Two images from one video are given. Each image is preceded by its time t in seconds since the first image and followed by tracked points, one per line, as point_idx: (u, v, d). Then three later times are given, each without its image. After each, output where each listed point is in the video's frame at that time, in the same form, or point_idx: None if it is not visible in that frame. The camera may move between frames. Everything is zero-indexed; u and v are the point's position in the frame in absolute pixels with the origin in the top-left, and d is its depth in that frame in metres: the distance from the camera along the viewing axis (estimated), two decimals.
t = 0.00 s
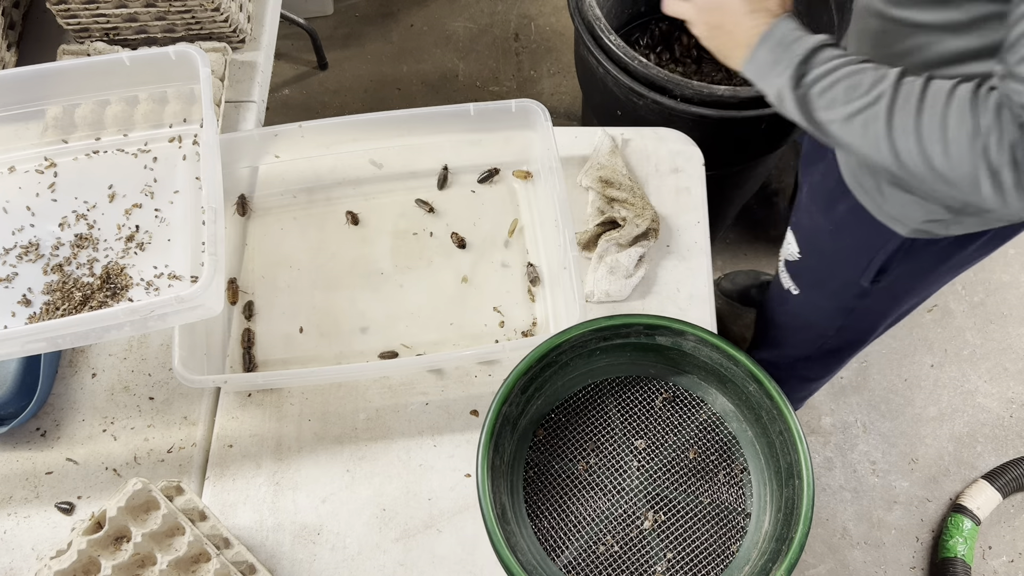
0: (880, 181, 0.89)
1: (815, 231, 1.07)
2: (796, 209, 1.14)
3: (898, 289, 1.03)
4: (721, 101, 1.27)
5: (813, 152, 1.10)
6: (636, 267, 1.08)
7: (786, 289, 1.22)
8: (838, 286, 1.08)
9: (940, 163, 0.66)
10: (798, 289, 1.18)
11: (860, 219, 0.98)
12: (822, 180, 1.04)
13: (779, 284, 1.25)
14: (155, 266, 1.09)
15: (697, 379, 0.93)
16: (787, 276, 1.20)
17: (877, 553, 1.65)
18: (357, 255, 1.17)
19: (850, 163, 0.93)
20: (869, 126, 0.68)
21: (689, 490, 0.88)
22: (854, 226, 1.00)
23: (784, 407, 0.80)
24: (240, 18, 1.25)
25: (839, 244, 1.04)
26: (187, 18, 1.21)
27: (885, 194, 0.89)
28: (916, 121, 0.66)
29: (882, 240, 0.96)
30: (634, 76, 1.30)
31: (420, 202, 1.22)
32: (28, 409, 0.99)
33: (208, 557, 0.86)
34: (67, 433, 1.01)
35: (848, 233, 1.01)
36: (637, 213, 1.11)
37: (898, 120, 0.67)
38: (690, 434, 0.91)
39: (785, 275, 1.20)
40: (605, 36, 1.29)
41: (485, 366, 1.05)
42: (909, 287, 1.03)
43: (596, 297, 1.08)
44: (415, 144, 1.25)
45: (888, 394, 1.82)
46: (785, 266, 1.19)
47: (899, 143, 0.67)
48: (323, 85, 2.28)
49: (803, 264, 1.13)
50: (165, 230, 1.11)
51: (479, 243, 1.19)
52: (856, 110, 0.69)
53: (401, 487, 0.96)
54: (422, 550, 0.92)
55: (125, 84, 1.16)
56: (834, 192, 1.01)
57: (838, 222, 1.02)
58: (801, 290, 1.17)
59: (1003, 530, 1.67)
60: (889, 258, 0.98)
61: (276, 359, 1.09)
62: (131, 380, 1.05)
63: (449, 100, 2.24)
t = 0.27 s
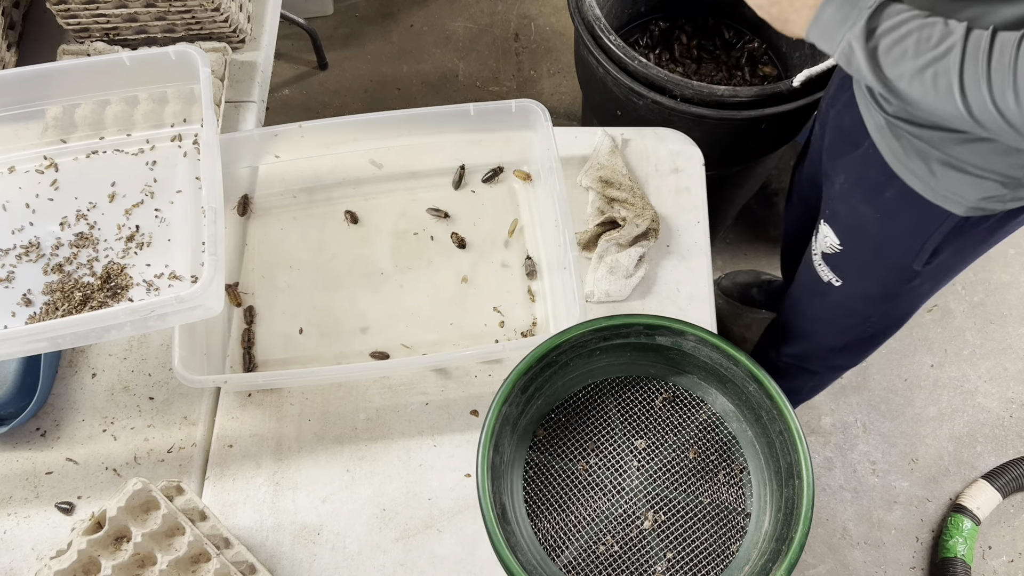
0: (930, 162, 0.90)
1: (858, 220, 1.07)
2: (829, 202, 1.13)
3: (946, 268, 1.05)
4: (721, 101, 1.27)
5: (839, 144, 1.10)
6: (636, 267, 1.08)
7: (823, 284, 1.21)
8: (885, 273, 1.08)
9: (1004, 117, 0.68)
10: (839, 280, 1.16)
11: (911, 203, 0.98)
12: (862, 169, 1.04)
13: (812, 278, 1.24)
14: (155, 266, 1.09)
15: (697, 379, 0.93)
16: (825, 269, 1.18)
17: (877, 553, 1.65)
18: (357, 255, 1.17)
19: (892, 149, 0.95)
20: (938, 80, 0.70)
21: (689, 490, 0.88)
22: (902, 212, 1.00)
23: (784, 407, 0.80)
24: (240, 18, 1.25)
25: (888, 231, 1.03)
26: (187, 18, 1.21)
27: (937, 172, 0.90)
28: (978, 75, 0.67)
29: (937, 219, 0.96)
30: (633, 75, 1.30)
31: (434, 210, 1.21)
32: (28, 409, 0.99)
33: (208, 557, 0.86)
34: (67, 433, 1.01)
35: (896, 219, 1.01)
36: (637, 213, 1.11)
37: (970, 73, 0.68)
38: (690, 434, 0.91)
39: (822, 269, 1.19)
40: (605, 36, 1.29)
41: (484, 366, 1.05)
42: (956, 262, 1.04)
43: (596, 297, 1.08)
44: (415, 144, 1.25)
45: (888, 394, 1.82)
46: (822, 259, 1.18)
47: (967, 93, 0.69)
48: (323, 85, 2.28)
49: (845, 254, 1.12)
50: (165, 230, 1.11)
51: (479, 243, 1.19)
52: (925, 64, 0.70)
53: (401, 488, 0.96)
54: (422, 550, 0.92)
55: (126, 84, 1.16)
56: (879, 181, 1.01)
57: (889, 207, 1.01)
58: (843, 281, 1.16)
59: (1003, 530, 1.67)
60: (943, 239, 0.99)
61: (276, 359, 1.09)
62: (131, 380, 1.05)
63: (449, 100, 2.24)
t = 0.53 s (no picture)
0: (942, 156, 0.92)
1: (876, 221, 1.07)
2: (847, 205, 1.14)
3: (968, 266, 1.03)
4: (721, 101, 1.27)
5: (853, 147, 1.11)
6: (637, 267, 1.08)
7: (846, 288, 1.20)
8: (906, 274, 1.07)
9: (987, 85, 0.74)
10: (861, 283, 1.16)
11: (926, 200, 0.98)
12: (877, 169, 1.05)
13: (837, 284, 1.23)
14: (155, 266, 1.09)
15: (697, 380, 0.93)
16: (847, 273, 1.18)
17: (877, 553, 1.65)
18: (357, 255, 1.17)
19: (904, 146, 0.97)
20: (920, 58, 0.77)
21: (689, 490, 0.88)
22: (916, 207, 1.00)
23: (784, 407, 0.80)
24: (240, 18, 1.25)
25: (905, 230, 1.03)
26: (187, 17, 1.21)
27: (951, 166, 0.92)
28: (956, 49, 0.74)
29: (952, 213, 0.95)
30: (633, 75, 1.30)
31: (449, 216, 1.20)
32: (28, 409, 0.99)
33: (208, 557, 0.86)
34: (67, 433, 1.01)
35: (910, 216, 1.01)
36: (637, 213, 1.11)
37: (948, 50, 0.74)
38: (690, 435, 0.91)
39: (843, 274, 1.19)
40: (605, 36, 1.29)
41: (484, 366, 1.05)
42: (980, 257, 1.02)
43: (596, 297, 1.08)
44: (414, 144, 1.25)
45: (888, 394, 1.81)
46: (843, 264, 1.18)
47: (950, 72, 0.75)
48: (323, 85, 2.28)
49: (864, 256, 1.12)
50: (165, 230, 1.11)
51: (479, 242, 1.19)
52: (906, 43, 0.77)
53: (402, 488, 0.96)
54: (422, 550, 0.92)
55: (126, 84, 1.16)
56: (893, 179, 1.02)
57: (903, 206, 1.01)
58: (865, 285, 1.15)
59: (1003, 530, 1.67)
60: (961, 236, 0.98)
61: (276, 359, 1.09)
62: (131, 380, 1.05)
63: (449, 100, 2.24)
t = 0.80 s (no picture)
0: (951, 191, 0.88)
1: (888, 256, 1.02)
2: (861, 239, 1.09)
3: (990, 293, 0.98)
4: (721, 102, 1.27)
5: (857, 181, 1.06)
6: (636, 267, 1.08)
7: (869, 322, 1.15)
8: (925, 307, 1.02)
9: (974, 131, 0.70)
10: (883, 317, 1.11)
11: (938, 234, 0.93)
12: (882, 205, 1.00)
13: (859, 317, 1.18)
14: (155, 266, 1.09)
15: (697, 379, 0.93)
16: (867, 307, 1.13)
17: (877, 553, 1.65)
18: (357, 255, 1.17)
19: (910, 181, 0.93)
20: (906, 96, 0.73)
21: (689, 490, 0.88)
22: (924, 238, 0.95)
23: (784, 407, 0.80)
24: (240, 18, 1.25)
25: (920, 264, 0.98)
26: (187, 18, 1.21)
27: (964, 201, 0.87)
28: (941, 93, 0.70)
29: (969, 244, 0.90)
30: (633, 75, 1.30)
31: (459, 221, 1.21)
32: (28, 409, 0.99)
33: (208, 557, 0.86)
34: (67, 433, 1.01)
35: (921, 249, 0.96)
36: (638, 213, 1.11)
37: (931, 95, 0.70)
38: (690, 435, 0.91)
39: (864, 307, 1.14)
40: (605, 36, 1.29)
41: (484, 366, 1.05)
42: (1006, 284, 0.96)
43: (596, 297, 1.08)
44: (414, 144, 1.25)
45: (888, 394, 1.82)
46: (863, 297, 1.13)
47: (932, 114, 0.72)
48: (323, 85, 2.28)
49: (883, 290, 1.07)
50: (165, 230, 1.11)
51: (479, 242, 1.19)
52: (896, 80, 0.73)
53: (402, 487, 0.96)
54: (423, 550, 0.92)
55: (126, 84, 1.16)
56: (903, 215, 0.97)
57: (916, 240, 0.96)
58: (887, 318, 1.10)
59: (1003, 530, 1.67)
60: (980, 265, 0.93)
61: (276, 359, 1.09)
62: (131, 380, 1.05)
63: (449, 100, 2.24)
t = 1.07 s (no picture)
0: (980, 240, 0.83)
1: (896, 320, 0.96)
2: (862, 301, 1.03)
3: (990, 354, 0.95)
4: (721, 102, 1.27)
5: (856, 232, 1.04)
6: (636, 267, 1.08)
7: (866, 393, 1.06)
8: (932, 373, 0.95)
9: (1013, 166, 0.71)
10: (883, 387, 1.02)
11: (952, 292, 0.89)
12: (888, 265, 0.97)
13: (851, 384, 1.10)
14: (155, 266, 1.09)
15: (697, 379, 0.93)
16: (866, 376, 1.05)
17: (877, 553, 1.65)
18: (357, 255, 1.17)
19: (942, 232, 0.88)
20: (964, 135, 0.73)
21: (689, 490, 0.88)
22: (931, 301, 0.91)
23: (784, 407, 0.80)
24: (240, 18, 1.25)
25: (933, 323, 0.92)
26: (187, 17, 1.21)
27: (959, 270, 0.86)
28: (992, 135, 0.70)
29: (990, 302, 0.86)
30: (633, 75, 1.30)
31: (464, 227, 1.20)
32: (28, 409, 0.99)
33: (208, 557, 0.86)
34: (67, 433, 1.01)
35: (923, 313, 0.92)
36: (638, 213, 1.11)
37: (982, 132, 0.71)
38: (690, 434, 0.91)
39: (861, 376, 1.05)
40: (605, 36, 1.29)
41: (484, 366, 1.05)
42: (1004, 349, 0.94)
43: (596, 297, 1.08)
44: (414, 144, 1.25)
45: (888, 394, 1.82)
46: (861, 365, 1.05)
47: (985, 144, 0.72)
48: (323, 85, 2.28)
49: (887, 355, 1.00)
50: (165, 230, 1.11)
51: (479, 242, 1.19)
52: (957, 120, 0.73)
53: (401, 488, 0.96)
54: (423, 550, 0.92)
55: (126, 84, 1.16)
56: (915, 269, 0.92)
57: (934, 297, 0.91)
58: (888, 388, 1.01)
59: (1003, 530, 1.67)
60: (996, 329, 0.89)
61: (276, 359, 1.09)
62: (131, 380, 1.05)
63: (449, 100, 2.24)
